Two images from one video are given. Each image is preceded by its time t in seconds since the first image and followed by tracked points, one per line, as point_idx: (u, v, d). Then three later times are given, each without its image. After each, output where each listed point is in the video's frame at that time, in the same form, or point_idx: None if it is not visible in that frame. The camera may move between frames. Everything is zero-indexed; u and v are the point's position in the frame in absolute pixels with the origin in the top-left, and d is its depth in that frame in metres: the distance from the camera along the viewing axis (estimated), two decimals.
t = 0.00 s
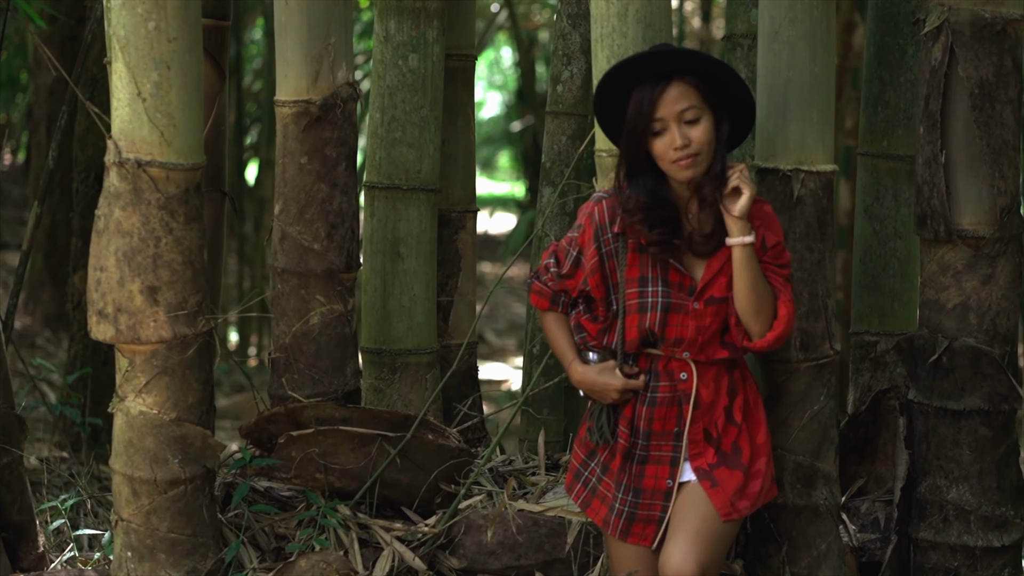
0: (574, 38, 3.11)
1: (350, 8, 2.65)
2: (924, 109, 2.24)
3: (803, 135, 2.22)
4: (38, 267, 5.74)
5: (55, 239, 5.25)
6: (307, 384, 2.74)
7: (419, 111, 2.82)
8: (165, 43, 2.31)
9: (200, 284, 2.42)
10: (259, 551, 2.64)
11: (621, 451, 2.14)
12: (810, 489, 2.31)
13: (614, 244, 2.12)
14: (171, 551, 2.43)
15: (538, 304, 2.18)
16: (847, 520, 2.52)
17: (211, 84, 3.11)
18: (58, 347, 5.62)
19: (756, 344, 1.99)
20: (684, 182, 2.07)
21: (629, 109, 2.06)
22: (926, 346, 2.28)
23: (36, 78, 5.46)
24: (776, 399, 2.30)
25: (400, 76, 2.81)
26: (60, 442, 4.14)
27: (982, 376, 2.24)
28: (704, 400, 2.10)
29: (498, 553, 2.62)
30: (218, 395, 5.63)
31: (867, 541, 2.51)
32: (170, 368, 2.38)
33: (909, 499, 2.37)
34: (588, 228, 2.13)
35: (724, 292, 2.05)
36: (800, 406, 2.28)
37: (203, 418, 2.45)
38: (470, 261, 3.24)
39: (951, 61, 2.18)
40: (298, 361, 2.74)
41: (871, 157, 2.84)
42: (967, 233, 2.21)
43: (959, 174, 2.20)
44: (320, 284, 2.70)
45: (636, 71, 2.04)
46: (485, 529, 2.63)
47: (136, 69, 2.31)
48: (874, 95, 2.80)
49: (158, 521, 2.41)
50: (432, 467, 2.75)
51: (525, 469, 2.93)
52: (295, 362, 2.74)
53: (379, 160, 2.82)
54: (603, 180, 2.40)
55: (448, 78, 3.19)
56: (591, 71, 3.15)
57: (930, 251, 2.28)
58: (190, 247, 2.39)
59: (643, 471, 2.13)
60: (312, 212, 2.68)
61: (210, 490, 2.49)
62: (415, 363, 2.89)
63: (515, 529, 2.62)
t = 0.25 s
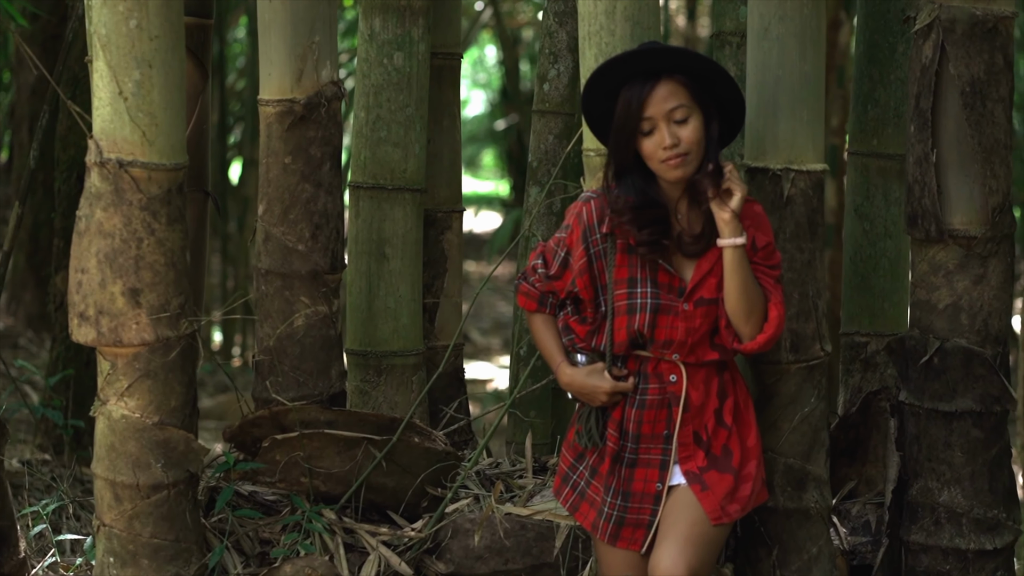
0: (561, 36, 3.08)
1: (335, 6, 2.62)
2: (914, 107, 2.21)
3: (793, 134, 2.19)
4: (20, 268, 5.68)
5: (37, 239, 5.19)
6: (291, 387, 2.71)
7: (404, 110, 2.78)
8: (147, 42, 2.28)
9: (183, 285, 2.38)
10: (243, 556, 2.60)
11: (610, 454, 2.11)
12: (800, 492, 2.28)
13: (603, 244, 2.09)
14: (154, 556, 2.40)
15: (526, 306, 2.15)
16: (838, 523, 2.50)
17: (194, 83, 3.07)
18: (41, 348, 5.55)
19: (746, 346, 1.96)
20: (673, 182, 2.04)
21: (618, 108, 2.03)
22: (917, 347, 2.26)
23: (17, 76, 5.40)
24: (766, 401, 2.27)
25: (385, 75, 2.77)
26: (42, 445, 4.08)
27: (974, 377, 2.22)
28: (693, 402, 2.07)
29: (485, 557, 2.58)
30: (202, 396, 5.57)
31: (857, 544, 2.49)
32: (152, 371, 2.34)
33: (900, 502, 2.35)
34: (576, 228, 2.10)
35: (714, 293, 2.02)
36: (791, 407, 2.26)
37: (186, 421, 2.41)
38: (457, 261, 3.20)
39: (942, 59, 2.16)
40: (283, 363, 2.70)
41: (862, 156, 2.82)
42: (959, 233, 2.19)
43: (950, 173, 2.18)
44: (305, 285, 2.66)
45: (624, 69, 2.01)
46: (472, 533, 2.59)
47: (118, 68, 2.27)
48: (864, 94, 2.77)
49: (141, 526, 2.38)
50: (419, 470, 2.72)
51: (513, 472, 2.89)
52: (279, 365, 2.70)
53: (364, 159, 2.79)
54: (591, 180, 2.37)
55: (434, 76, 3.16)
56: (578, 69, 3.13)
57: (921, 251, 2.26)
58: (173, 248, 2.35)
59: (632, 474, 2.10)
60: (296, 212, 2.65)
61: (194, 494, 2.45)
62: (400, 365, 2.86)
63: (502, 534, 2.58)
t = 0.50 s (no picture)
0: (552, 34, 3.05)
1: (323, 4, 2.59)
2: (909, 106, 2.19)
3: (787, 133, 2.17)
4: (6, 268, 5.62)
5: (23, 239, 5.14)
6: (280, 390, 2.67)
7: (394, 109, 2.75)
8: (133, 40, 2.24)
9: (170, 287, 2.35)
10: (232, 561, 2.58)
11: (602, 458, 2.08)
12: (795, 495, 2.26)
13: (595, 245, 2.06)
14: (141, 562, 2.36)
15: (517, 307, 2.12)
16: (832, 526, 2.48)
17: (180, 82, 3.03)
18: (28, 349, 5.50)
19: (740, 348, 1.93)
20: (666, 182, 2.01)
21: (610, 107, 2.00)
22: (913, 348, 2.24)
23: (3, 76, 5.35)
24: (760, 403, 2.25)
25: (374, 74, 2.74)
26: (29, 447, 4.03)
27: (970, 379, 2.20)
28: (687, 405, 2.04)
29: (476, 561, 2.55)
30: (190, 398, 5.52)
31: (853, 548, 2.46)
32: (139, 374, 2.31)
33: (895, 505, 2.32)
34: (568, 229, 2.08)
35: (707, 294, 1.99)
36: (785, 410, 2.23)
37: (173, 424, 2.38)
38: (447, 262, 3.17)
39: (937, 57, 2.14)
40: (271, 365, 2.67)
41: (856, 155, 2.80)
42: (954, 232, 2.17)
43: (945, 172, 2.16)
44: (293, 286, 2.63)
45: (616, 68, 1.99)
46: (463, 537, 2.56)
47: (103, 66, 2.23)
48: (857, 93, 2.75)
49: (128, 531, 2.34)
50: (409, 473, 2.69)
51: (504, 475, 2.87)
52: (267, 367, 2.67)
53: (353, 159, 2.76)
54: (583, 180, 2.34)
55: (423, 75, 3.13)
56: (569, 67, 3.10)
57: (916, 251, 2.23)
58: (160, 250, 2.31)
59: (625, 478, 2.07)
60: (285, 213, 2.61)
61: (181, 498, 2.41)
62: (390, 367, 2.82)
63: (494, 538, 2.55)
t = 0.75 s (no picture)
0: (543, 32, 3.02)
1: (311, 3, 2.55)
2: (905, 105, 2.17)
3: (782, 133, 2.14)
4: None
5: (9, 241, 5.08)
6: (267, 393, 2.64)
7: (383, 108, 2.71)
8: (118, 39, 2.21)
9: (156, 290, 2.31)
10: (219, 567, 2.53)
11: (595, 462, 2.05)
12: (789, 499, 2.23)
13: (587, 246, 2.03)
14: (127, 568, 2.33)
15: (508, 310, 2.09)
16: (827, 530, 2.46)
17: (166, 82, 2.99)
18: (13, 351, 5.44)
19: (733, 351, 1.91)
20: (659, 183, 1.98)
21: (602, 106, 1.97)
22: (909, 350, 2.21)
23: None
24: (754, 407, 2.22)
25: (363, 73, 2.70)
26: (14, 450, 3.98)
27: (966, 381, 2.17)
28: (680, 408, 2.01)
29: (467, 567, 2.52)
30: (178, 399, 5.48)
31: (848, 552, 2.45)
32: (125, 378, 2.27)
33: (891, 508, 2.30)
34: (560, 230, 2.04)
35: (701, 296, 1.96)
36: (780, 413, 2.20)
37: (159, 429, 2.34)
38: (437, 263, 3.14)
39: (933, 56, 2.11)
40: (259, 368, 2.63)
41: (850, 155, 2.77)
42: (950, 233, 2.14)
43: (941, 172, 2.13)
44: (281, 288, 2.59)
45: (608, 66, 1.95)
46: (453, 543, 2.54)
47: (88, 66, 2.19)
48: (852, 91, 2.72)
49: (113, 537, 2.30)
50: (399, 477, 2.65)
51: (494, 479, 2.84)
52: (255, 370, 2.63)
53: (342, 159, 2.72)
54: (575, 180, 2.30)
55: (413, 74, 3.09)
56: (560, 66, 3.07)
57: (912, 251, 2.21)
58: (146, 251, 2.28)
59: (618, 482, 2.04)
60: (272, 214, 2.57)
61: (168, 504, 2.38)
62: (380, 369, 2.79)
63: (484, 543, 2.52)
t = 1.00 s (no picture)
0: (535, 31, 3.00)
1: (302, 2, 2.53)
2: (901, 105, 2.15)
3: (777, 133, 2.12)
4: None
5: None
6: (257, 397, 2.60)
7: (374, 108, 2.68)
8: (106, 39, 2.18)
9: (145, 292, 2.28)
10: (208, 572, 2.50)
11: (589, 466, 2.03)
12: (785, 503, 2.21)
13: (580, 248, 2.00)
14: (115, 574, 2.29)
15: (501, 312, 2.07)
16: (823, 535, 2.42)
17: (155, 82, 2.96)
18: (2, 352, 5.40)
19: (728, 355, 1.88)
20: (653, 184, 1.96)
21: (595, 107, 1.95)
22: (905, 352, 2.19)
23: None
24: (749, 410, 2.20)
25: (354, 72, 2.67)
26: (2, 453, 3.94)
27: (963, 384, 2.15)
28: (675, 412, 1.99)
29: (459, 572, 2.50)
30: (168, 401, 5.44)
31: (844, 556, 2.39)
32: (113, 382, 2.24)
33: (887, 512, 2.28)
34: (553, 231, 2.02)
35: (696, 298, 1.94)
36: (776, 416, 2.18)
37: (148, 433, 2.31)
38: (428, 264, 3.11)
39: (930, 55, 2.09)
40: (248, 371, 2.60)
41: (846, 155, 2.75)
42: (947, 234, 2.12)
43: (938, 172, 2.11)
44: (271, 290, 2.56)
45: (602, 66, 1.93)
46: (446, 547, 2.51)
47: (76, 66, 2.17)
48: (847, 91, 2.70)
49: (102, 542, 2.27)
50: (391, 482, 2.62)
51: (487, 482, 2.81)
52: (245, 374, 2.60)
53: (332, 160, 2.69)
54: (568, 181, 2.27)
55: (404, 74, 3.06)
56: (552, 65, 3.04)
57: (908, 253, 2.19)
58: (134, 254, 2.25)
59: (612, 487, 2.01)
60: (262, 215, 2.54)
61: (157, 508, 2.34)
62: (371, 372, 2.76)
63: (477, 547, 2.50)
